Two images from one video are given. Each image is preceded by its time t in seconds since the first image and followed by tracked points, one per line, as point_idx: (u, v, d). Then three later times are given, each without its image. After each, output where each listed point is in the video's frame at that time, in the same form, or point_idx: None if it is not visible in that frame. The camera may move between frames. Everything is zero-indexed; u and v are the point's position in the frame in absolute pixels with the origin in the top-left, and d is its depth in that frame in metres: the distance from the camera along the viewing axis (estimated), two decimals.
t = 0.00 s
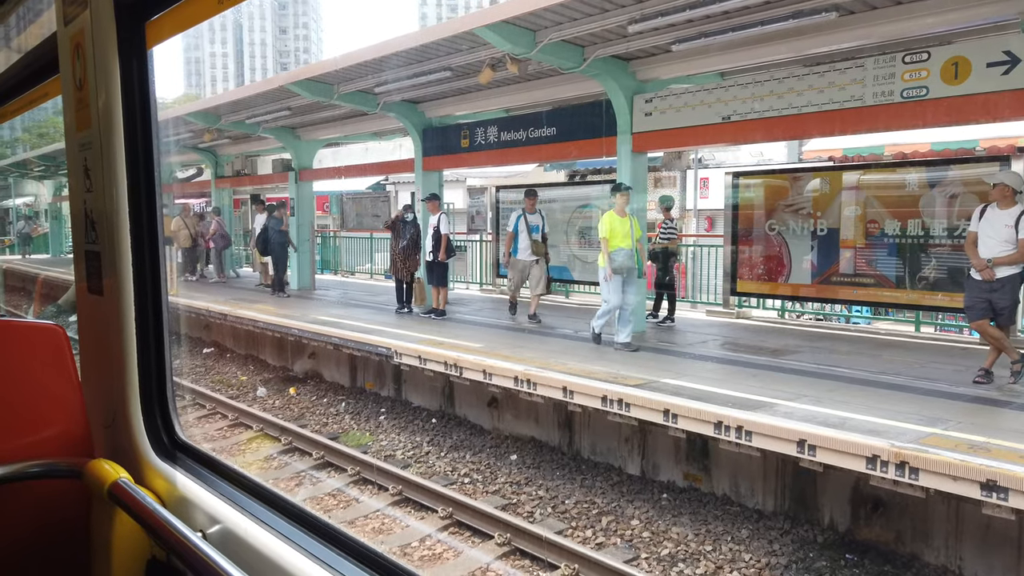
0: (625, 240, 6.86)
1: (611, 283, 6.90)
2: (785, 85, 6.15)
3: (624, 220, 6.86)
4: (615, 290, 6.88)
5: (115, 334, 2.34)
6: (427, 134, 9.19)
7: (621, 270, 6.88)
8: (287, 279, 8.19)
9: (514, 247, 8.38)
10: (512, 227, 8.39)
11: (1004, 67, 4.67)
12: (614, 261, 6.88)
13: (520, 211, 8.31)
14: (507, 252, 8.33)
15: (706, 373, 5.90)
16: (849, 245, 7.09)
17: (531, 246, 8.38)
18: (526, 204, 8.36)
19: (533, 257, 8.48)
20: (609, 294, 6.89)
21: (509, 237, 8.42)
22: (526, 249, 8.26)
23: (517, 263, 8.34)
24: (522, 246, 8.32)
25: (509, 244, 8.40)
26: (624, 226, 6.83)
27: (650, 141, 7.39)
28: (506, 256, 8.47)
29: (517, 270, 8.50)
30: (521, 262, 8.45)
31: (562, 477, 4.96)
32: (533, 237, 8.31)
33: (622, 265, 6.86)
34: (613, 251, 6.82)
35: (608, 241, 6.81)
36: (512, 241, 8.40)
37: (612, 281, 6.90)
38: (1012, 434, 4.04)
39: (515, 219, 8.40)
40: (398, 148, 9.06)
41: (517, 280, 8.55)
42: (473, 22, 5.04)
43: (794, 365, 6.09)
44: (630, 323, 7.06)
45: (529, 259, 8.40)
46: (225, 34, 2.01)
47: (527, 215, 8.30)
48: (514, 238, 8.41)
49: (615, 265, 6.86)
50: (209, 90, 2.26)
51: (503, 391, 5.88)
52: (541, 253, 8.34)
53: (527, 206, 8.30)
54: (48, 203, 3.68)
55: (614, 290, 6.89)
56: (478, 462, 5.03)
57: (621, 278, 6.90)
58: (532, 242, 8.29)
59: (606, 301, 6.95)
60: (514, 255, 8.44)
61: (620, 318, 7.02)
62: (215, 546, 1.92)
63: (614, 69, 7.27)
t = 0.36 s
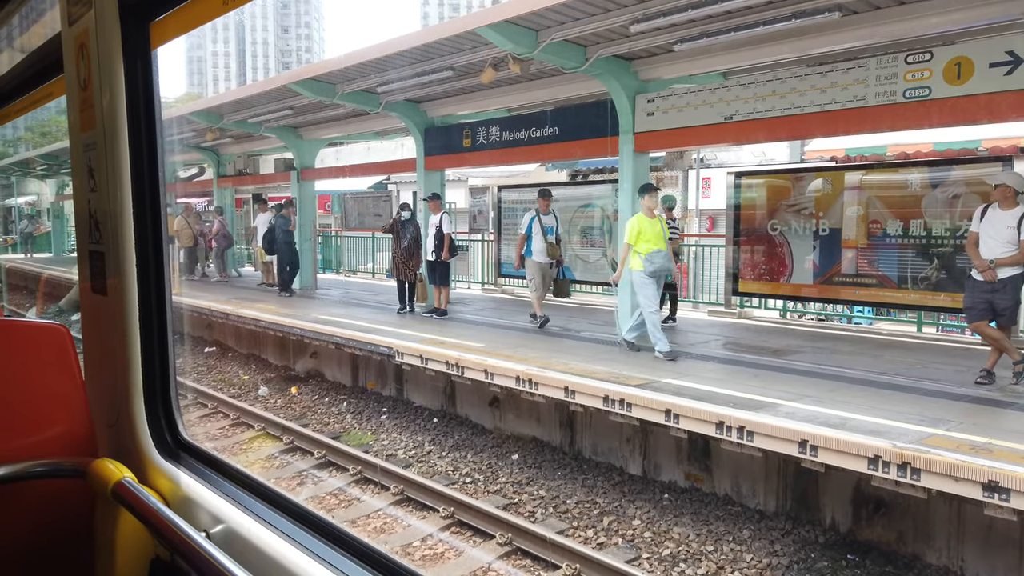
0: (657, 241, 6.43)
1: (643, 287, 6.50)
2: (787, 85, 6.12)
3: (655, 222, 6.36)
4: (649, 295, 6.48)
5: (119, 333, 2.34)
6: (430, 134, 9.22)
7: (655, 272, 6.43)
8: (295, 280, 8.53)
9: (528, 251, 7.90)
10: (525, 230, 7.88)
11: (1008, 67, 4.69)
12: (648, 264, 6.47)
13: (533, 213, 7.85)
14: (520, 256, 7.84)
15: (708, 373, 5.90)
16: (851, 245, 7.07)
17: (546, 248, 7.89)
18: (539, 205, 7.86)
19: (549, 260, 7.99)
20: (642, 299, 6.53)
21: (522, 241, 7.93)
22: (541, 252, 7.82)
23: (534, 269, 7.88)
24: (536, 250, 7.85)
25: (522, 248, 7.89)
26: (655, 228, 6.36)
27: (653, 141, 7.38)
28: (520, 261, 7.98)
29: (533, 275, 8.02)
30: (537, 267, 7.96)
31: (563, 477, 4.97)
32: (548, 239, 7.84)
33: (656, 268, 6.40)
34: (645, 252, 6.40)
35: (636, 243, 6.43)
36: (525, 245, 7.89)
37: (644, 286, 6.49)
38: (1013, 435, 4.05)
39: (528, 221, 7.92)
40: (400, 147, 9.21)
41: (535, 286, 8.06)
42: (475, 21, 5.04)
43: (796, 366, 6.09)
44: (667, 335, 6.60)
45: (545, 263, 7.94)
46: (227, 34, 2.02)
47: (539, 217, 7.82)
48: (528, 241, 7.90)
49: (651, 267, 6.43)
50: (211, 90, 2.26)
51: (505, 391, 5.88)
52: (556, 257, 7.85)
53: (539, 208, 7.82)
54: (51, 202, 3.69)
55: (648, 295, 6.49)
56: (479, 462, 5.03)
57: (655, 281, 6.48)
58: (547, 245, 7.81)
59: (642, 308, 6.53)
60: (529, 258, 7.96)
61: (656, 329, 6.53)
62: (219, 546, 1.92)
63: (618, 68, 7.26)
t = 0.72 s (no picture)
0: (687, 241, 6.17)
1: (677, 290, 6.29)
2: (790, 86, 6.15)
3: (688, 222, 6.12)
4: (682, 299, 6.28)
5: (120, 333, 2.34)
6: (431, 134, 8.86)
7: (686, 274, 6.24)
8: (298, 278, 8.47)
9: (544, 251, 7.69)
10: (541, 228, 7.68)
11: (1010, 68, 4.72)
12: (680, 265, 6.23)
13: (549, 211, 7.62)
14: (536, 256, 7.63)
15: (709, 373, 5.90)
16: (852, 245, 7.06)
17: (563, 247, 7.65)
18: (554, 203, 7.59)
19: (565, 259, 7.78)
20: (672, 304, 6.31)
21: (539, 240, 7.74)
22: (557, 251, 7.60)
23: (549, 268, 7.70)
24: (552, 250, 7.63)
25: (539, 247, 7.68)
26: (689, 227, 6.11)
27: (653, 142, 7.50)
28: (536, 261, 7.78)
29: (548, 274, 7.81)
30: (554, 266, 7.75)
31: (564, 477, 4.97)
32: (563, 239, 7.61)
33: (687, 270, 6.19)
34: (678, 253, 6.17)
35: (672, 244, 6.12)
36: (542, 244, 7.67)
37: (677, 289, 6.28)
38: (1015, 436, 4.05)
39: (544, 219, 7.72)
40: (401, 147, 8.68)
41: (547, 281, 7.85)
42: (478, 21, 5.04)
43: (797, 366, 6.10)
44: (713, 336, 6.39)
45: (559, 263, 7.73)
46: (229, 34, 2.02)
47: (555, 215, 7.60)
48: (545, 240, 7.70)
49: (678, 268, 6.23)
50: (213, 88, 2.27)
51: (506, 391, 5.88)
52: (571, 257, 7.66)
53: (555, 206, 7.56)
54: (53, 201, 3.68)
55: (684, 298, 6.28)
56: (480, 462, 5.02)
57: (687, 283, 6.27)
58: (563, 244, 7.59)
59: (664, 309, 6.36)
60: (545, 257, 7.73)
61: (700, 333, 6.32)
62: (220, 546, 1.92)
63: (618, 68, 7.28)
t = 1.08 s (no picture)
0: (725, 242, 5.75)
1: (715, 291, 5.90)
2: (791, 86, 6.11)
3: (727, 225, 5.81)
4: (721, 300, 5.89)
5: (123, 332, 2.35)
6: (433, 133, 9.24)
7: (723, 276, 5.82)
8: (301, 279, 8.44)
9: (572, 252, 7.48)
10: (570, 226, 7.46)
11: (1013, 68, 4.74)
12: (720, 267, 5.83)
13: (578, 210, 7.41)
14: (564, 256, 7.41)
15: (710, 373, 5.89)
16: (856, 245, 7.04)
17: (591, 248, 7.46)
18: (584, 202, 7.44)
19: (593, 262, 7.56)
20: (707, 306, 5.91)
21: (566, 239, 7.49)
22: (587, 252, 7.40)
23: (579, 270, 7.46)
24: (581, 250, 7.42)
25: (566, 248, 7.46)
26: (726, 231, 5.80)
27: (654, 142, 7.48)
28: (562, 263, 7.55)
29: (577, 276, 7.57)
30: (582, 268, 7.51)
31: (564, 477, 4.98)
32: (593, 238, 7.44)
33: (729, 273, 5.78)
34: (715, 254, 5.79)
35: (706, 244, 5.78)
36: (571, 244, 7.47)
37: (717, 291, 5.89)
38: (1016, 436, 4.04)
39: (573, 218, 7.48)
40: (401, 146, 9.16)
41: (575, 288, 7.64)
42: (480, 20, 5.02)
43: (798, 366, 6.11)
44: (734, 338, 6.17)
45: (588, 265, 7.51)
46: (231, 34, 2.02)
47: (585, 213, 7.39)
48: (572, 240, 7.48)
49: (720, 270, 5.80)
50: (215, 88, 2.28)
51: (507, 391, 5.87)
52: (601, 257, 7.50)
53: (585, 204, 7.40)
54: (55, 200, 3.68)
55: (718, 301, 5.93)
56: (482, 461, 5.02)
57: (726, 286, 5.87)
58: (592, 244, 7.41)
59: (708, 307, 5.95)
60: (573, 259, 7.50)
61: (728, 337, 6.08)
62: (221, 546, 1.92)
63: (620, 67, 7.27)
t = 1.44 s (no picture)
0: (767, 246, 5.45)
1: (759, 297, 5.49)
2: (792, 86, 6.09)
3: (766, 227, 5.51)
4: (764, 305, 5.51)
5: (123, 331, 2.35)
6: (433, 133, 9.32)
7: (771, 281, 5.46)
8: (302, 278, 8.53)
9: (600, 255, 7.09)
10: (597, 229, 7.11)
11: (1014, 68, 4.78)
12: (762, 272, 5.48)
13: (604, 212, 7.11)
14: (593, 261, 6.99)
15: (711, 373, 5.89)
16: (854, 247, 7.06)
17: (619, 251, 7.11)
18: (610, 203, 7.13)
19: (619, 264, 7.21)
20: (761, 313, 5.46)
21: (592, 242, 7.15)
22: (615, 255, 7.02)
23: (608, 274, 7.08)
24: (609, 253, 7.06)
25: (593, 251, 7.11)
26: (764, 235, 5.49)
27: (656, 141, 7.42)
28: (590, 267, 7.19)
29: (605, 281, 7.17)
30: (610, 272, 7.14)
31: (565, 477, 4.99)
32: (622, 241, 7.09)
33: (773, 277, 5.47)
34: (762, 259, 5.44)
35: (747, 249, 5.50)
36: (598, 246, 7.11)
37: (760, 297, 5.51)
38: (1017, 437, 4.04)
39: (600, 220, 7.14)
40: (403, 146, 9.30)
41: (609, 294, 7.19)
42: (482, 20, 5.02)
43: (798, 366, 6.11)
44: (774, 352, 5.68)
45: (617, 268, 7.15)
46: (232, 33, 2.02)
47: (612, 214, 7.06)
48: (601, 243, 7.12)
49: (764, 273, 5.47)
50: (216, 89, 2.28)
51: (507, 391, 5.87)
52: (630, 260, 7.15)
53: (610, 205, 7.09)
54: (56, 199, 3.68)
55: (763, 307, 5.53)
56: (482, 461, 5.03)
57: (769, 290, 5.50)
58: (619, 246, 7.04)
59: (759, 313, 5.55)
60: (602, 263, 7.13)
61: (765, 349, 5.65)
62: (222, 545, 1.92)
63: (621, 67, 7.26)
